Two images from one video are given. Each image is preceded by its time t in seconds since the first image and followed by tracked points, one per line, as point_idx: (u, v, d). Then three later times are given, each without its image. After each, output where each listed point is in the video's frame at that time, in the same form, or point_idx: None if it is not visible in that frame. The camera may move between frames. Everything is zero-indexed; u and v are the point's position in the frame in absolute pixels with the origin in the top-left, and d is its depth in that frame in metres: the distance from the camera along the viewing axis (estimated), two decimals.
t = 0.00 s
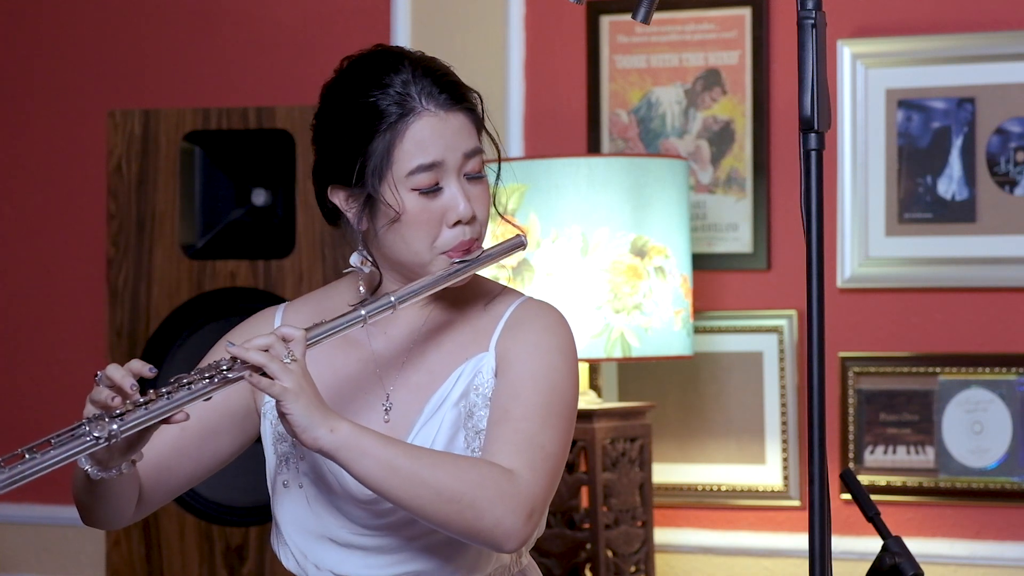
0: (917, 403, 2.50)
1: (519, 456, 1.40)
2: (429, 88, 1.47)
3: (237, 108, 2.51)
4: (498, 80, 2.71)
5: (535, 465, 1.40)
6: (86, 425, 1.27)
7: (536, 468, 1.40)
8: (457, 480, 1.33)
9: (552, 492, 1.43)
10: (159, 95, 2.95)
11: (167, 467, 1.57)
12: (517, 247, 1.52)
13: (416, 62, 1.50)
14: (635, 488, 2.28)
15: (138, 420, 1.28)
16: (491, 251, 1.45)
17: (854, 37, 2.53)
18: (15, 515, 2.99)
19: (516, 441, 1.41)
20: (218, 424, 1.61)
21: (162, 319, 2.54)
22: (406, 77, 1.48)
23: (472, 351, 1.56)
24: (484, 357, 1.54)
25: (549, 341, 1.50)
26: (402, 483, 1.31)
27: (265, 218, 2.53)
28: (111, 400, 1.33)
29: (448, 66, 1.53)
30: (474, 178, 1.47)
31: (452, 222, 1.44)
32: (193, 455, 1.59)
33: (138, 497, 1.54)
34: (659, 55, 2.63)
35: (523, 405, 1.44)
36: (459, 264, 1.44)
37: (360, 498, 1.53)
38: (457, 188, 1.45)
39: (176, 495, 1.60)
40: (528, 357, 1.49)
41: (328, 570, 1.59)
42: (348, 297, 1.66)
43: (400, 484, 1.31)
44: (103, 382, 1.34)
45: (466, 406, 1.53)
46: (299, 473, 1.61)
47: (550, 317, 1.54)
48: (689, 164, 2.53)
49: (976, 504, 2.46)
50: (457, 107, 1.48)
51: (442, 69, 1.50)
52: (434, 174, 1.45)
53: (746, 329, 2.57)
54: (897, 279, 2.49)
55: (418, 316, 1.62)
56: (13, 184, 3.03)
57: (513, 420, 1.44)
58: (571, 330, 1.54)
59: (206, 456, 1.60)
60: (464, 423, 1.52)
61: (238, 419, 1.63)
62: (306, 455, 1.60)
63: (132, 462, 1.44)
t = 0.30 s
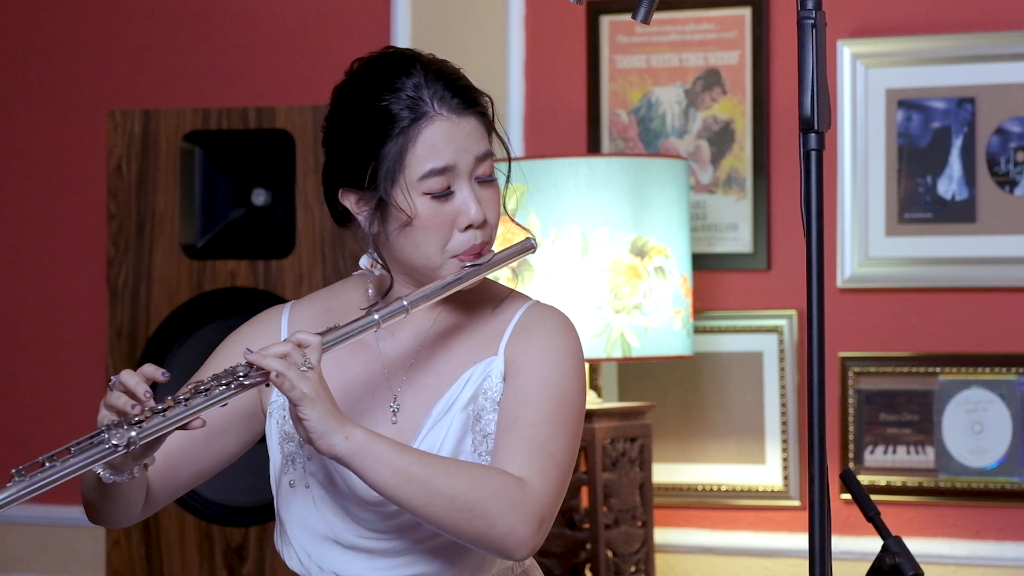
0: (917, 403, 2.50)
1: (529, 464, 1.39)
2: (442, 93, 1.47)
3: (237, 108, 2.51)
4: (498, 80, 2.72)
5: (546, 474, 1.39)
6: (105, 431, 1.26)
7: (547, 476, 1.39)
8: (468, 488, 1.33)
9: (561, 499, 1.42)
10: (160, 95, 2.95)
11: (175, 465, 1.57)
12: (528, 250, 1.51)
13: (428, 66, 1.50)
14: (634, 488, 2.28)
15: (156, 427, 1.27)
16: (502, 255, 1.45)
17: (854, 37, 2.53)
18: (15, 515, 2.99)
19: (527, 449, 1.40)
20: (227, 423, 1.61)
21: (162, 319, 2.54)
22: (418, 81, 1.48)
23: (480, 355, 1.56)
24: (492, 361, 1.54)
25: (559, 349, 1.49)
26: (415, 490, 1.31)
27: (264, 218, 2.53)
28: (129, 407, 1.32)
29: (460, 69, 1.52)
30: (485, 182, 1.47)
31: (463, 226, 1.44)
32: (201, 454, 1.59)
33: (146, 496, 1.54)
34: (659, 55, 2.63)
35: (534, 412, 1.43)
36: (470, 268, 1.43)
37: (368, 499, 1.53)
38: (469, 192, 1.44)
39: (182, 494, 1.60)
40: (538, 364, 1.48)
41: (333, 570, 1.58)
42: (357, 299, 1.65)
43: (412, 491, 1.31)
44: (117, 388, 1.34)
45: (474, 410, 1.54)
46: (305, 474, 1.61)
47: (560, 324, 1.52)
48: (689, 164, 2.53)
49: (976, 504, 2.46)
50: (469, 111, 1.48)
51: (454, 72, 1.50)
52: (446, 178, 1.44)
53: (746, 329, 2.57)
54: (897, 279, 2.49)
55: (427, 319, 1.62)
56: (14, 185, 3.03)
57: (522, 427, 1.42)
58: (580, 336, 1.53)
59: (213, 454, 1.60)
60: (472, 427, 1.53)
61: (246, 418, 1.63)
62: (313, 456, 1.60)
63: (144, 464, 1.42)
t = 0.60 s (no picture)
0: (918, 403, 2.50)
1: (541, 460, 1.40)
2: (455, 91, 1.48)
3: (237, 108, 2.51)
4: (498, 80, 2.72)
5: (558, 470, 1.40)
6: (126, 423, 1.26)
7: (559, 472, 1.40)
8: (482, 484, 1.33)
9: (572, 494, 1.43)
10: (160, 95, 2.95)
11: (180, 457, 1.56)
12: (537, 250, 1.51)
13: (441, 64, 1.50)
14: (634, 488, 2.28)
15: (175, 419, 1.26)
16: (513, 253, 1.45)
17: (854, 37, 2.54)
18: (15, 515, 2.99)
19: (538, 445, 1.41)
20: (232, 419, 1.60)
21: (162, 320, 2.54)
22: (431, 79, 1.48)
23: (488, 354, 1.55)
24: (500, 360, 1.54)
25: (567, 348, 1.49)
26: (430, 486, 1.31)
27: (265, 218, 2.53)
28: (147, 396, 1.32)
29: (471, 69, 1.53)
30: (495, 180, 1.47)
31: (475, 224, 1.44)
32: (206, 448, 1.58)
33: (153, 492, 1.54)
34: (659, 55, 2.63)
35: (544, 410, 1.44)
36: (480, 265, 1.43)
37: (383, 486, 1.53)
38: (479, 190, 1.45)
39: (188, 490, 1.59)
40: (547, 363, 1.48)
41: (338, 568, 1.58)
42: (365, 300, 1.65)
43: (427, 487, 1.31)
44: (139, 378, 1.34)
45: (482, 407, 1.53)
46: (312, 470, 1.60)
47: (567, 323, 1.53)
48: (689, 164, 2.53)
49: (976, 504, 2.46)
50: (480, 110, 1.48)
51: (466, 71, 1.50)
52: (458, 175, 1.45)
53: (746, 329, 2.57)
54: (897, 279, 2.49)
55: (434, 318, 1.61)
56: (14, 185, 3.03)
57: (534, 424, 1.43)
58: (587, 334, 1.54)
59: (218, 450, 1.59)
60: (480, 424, 1.52)
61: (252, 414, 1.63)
62: (321, 452, 1.59)
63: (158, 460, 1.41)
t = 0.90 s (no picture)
0: (918, 403, 2.50)
1: (551, 447, 1.40)
2: (461, 83, 1.48)
3: (237, 108, 2.52)
4: (498, 80, 2.72)
5: (568, 456, 1.40)
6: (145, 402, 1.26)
7: (569, 458, 1.41)
8: (496, 468, 1.33)
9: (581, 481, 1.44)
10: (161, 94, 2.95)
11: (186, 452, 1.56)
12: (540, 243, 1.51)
13: (447, 57, 1.50)
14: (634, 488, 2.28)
15: (194, 398, 1.27)
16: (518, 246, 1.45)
17: (854, 37, 2.53)
18: (15, 515, 2.99)
19: (547, 432, 1.41)
20: (234, 415, 1.60)
21: (162, 319, 2.53)
22: (437, 71, 1.48)
23: (492, 348, 1.53)
24: (505, 354, 1.52)
25: (572, 337, 1.49)
26: (444, 470, 1.31)
27: (265, 218, 2.55)
28: (167, 377, 1.31)
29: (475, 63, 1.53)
30: (501, 172, 1.47)
31: (480, 215, 1.44)
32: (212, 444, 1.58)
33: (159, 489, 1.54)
34: (659, 55, 2.63)
35: (552, 398, 1.44)
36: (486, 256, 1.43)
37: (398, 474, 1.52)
38: (486, 181, 1.45)
39: (194, 483, 1.60)
40: (552, 352, 1.48)
41: (346, 564, 1.54)
42: (368, 295, 1.64)
43: (442, 471, 1.31)
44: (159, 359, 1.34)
45: (488, 400, 1.51)
46: (317, 464, 1.57)
47: (571, 315, 1.53)
48: (690, 164, 2.53)
49: (976, 504, 2.46)
50: (486, 103, 1.48)
51: (472, 65, 1.51)
52: (464, 166, 1.45)
53: (746, 329, 2.57)
54: (897, 279, 2.49)
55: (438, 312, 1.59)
56: (14, 184, 3.02)
57: (542, 413, 1.43)
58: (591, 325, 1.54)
59: (224, 445, 1.59)
60: (486, 417, 1.51)
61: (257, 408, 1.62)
62: (326, 445, 1.57)
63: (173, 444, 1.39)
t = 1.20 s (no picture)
0: (918, 403, 2.50)
1: (559, 431, 1.40)
2: (467, 75, 1.48)
3: (237, 108, 2.52)
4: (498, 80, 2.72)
5: (575, 438, 1.40)
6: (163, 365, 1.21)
7: (576, 442, 1.40)
8: (507, 446, 1.32)
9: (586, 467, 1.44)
10: (161, 94, 2.95)
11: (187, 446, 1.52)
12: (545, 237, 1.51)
13: (453, 49, 1.51)
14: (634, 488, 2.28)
15: (215, 364, 1.22)
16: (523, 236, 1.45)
17: (854, 37, 2.53)
18: (15, 515, 2.99)
19: (555, 417, 1.41)
20: (240, 405, 1.55)
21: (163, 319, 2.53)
22: (444, 62, 1.48)
23: (496, 340, 1.51)
24: (510, 346, 1.50)
25: (575, 326, 1.49)
26: (456, 449, 1.29)
27: (265, 217, 2.55)
28: (181, 345, 1.27)
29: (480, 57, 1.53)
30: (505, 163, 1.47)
31: (486, 204, 1.44)
32: (216, 436, 1.54)
33: (164, 478, 1.50)
34: (659, 55, 2.63)
35: (558, 384, 1.44)
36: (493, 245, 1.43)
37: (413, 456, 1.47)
38: (491, 171, 1.45)
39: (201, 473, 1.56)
40: (553, 341, 1.48)
41: (352, 556, 1.46)
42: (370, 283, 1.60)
43: (454, 450, 1.29)
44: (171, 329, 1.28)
45: (493, 391, 1.49)
46: (321, 456, 1.51)
47: (573, 308, 1.52)
48: (689, 164, 2.53)
49: (976, 504, 2.46)
50: (491, 94, 1.48)
51: (477, 58, 1.51)
52: (470, 155, 1.45)
53: (746, 329, 2.57)
54: (897, 279, 2.49)
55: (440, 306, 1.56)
56: (14, 184, 3.02)
57: (549, 400, 1.43)
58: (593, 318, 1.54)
59: (228, 438, 1.54)
60: (490, 408, 1.48)
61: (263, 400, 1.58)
62: (332, 434, 1.51)
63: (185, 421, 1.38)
